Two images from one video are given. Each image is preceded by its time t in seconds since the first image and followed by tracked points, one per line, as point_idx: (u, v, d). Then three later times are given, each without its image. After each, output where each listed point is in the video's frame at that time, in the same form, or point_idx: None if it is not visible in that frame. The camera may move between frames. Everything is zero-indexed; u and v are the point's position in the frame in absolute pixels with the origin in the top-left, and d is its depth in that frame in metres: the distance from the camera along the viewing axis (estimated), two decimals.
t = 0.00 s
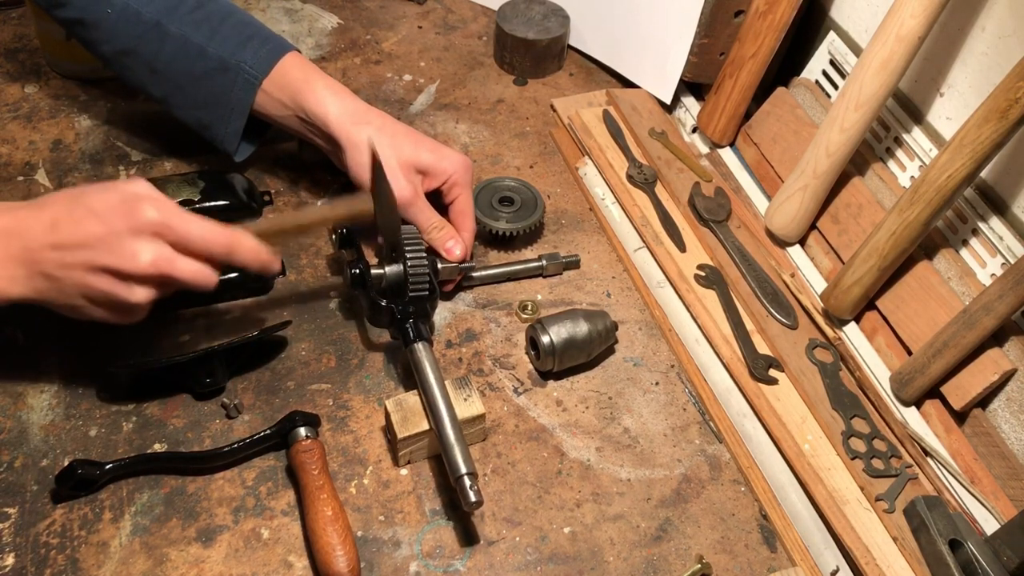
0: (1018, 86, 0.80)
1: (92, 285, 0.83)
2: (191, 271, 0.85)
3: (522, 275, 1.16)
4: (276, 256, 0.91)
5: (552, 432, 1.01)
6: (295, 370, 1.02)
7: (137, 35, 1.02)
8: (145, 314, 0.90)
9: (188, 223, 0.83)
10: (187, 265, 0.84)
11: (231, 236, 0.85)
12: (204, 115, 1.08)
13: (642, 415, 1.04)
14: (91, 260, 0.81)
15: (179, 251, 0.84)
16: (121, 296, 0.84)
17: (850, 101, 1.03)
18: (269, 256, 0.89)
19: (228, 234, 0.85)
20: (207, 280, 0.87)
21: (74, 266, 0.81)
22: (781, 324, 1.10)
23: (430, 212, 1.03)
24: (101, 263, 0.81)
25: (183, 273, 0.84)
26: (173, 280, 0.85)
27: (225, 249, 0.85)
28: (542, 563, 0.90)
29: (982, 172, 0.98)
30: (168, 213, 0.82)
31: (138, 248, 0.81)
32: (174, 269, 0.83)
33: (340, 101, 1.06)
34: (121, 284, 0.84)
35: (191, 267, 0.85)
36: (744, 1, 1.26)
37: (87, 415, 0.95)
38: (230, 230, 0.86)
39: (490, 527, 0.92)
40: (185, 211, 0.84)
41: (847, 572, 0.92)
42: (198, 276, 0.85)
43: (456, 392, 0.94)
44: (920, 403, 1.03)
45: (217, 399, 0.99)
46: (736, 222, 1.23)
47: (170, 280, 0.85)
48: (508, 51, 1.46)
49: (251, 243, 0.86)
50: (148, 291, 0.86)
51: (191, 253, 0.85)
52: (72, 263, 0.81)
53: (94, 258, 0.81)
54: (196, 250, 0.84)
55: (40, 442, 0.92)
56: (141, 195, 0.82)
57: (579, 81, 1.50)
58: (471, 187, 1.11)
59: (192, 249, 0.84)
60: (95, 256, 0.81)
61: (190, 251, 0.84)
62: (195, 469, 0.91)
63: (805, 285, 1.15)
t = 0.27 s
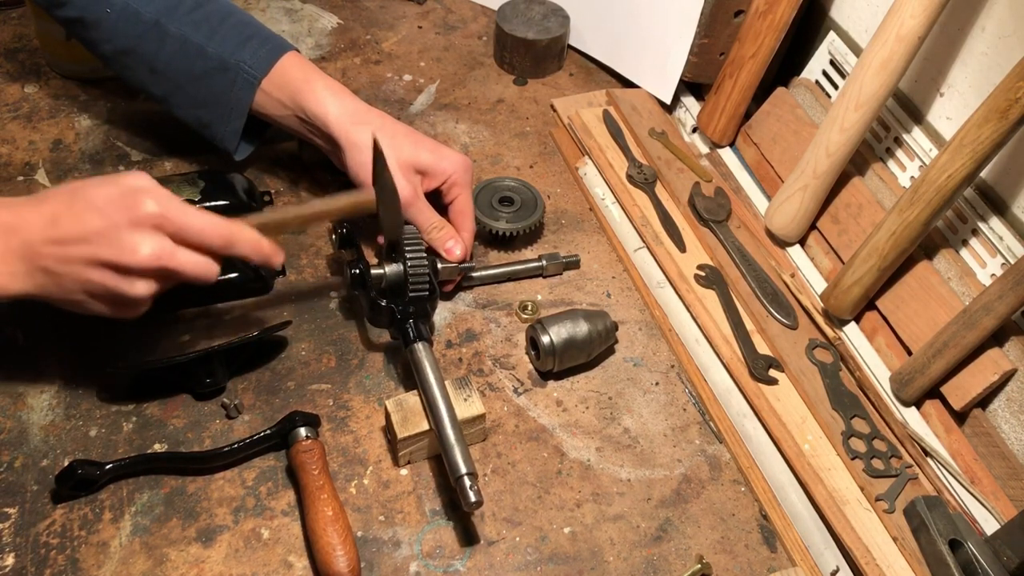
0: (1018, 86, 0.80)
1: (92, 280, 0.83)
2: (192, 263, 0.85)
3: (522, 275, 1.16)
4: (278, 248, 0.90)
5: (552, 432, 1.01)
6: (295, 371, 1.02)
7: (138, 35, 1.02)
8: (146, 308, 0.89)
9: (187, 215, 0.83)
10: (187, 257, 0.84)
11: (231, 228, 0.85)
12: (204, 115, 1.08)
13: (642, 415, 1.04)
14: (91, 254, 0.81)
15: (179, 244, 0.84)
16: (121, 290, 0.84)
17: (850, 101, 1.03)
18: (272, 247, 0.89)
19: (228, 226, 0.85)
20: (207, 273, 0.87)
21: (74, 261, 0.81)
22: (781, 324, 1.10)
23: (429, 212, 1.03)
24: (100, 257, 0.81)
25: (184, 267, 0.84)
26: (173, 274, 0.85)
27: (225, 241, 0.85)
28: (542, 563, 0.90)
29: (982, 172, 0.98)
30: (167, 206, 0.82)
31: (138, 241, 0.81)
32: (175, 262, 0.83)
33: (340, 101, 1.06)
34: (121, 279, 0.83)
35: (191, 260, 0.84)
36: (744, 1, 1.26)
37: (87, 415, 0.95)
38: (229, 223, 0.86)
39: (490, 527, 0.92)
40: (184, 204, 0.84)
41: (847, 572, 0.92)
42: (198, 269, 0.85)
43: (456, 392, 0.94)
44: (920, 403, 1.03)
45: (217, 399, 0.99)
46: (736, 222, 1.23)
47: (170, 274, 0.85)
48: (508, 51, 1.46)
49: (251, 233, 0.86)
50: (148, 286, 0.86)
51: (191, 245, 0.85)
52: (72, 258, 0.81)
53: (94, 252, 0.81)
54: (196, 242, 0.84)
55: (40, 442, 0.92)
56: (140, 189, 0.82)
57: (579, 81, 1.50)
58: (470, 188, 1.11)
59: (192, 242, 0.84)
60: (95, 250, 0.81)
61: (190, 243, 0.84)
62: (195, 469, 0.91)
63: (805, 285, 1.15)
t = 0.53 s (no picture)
0: (1018, 86, 0.80)
1: (86, 282, 0.83)
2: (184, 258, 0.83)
3: (522, 275, 1.16)
4: (270, 232, 0.89)
5: (552, 431, 1.01)
6: (295, 370, 1.02)
7: (136, 36, 1.03)
8: (145, 308, 0.88)
9: (172, 208, 0.82)
10: (178, 251, 0.82)
11: (216, 217, 0.84)
12: (204, 115, 1.08)
13: (642, 415, 1.04)
14: (82, 255, 0.81)
15: (169, 239, 0.83)
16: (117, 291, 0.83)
17: (850, 101, 1.03)
18: (263, 232, 0.87)
19: (214, 215, 0.84)
20: (201, 266, 0.85)
21: (67, 264, 0.82)
22: (781, 324, 1.10)
23: (429, 213, 1.03)
24: (92, 257, 0.81)
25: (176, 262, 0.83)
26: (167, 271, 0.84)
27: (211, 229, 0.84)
28: (542, 563, 0.90)
29: (982, 172, 0.98)
30: (152, 201, 0.81)
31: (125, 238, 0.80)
32: (166, 257, 0.82)
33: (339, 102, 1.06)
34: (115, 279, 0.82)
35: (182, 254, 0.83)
36: (744, 1, 1.26)
37: (87, 415, 0.95)
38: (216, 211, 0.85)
39: (490, 527, 0.92)
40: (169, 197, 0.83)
41: (847, 572, 0.92)
42: (191, 262, 0.84)
43: (456, 392, 0.94)
44: (920, 403, 1.03)
45: (217, 399, 0.99)
46: (736, 222, 1.23)
47: (164, 271, 0.84)
48: (508, 51, 1.46)
49: (239, 220, 0.85)
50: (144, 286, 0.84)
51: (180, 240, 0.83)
52: (65, 261, 0.82)
53: (84, 253, 0.81)
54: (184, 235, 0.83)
55: (40, 442, 0.92)
56: (123, 186, 0.82)
57: (579, 81, 1.50)
58: (470, 188, 1.11)
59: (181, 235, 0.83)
60: (85, 250, 0.81)
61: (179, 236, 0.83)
62: (195, 469, 0.91)
63: (805, 285, 1.15)
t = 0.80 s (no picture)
0: (1018, 86, 0.80)
1: (88, 276, 0.83)
2: (189, 262, 0.85)
3: (522, 275, 1.16)
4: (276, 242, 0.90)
5: (552, 431, 1.01)
6: (295, 370, 1.02)
7: (136, 37, 1.03)
8: (142, 305, 0.90)
9: (184, 213, 0.83)
10: (185, 255, 0.85)
11: (227, 224, 0.85)
12: (204, 115, 1.08)
13: (642, 415, 1.04)
14: (88, 252, 0.81)
15: (176, 241, 0.85)
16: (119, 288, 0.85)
17: (850, 101, 1.03)
18: (269, 241, 0.89)
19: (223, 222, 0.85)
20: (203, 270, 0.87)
21: (70, 259, 0.81)
22: (781, 324, 1.10)
23: (429, 213, 1.03)
24: (98, 255, 0.81)
25: (181, 265, 0.85)
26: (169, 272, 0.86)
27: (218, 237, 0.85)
28: (542, 563, 0.90)
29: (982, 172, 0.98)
30: (165, 204, 0.83)
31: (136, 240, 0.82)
32: (173, 260, 0.84)
33: (339, 102, 1.06)
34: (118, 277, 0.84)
35: (188, 258, 0.85)
36: (744, 1, 1.26)
37: (87, 415, 0.95)
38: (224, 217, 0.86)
39: (490, 527, 0.92)
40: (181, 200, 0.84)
41: (847, 572, 0.92)
42: (196, 266, 0.86)
43: (456, 392, 0.94)
44: (920, 403, 1.03)
45: (217, 399, 0.99)
46: (736, 222, 1.23)
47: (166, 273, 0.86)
48: (508, 51, 1.46)
49: (245, 228, 0.86)
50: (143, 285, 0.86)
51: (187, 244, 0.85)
52: (67, 255, 0.81)
53: (91, 251, 0.81)
54: (192, 239, 0.84)
55: (40, 442, 0.92)
56: (136, 185, 0.82)
57: (579, 81, 1.50)
58: (470, 189, 1.11)
59: (190, 239, 0.84)
60: (92, 248, 0.81)
61: (187, 240, 0.84)
62: (195, 469, 0.91)
63: (805, 285, 1.15)
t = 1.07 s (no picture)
0: (1017, 86, 0.80)
1: (94, 298, 0.83)
2: (193, 287, 0.86)
3: (522, 275, 1.16)
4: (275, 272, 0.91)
5: (552, 432, 1.01)
6: (295, 370, 1.02)
7: (136, 36, 1.03)
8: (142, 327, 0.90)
9: (192, 240, 0.83)
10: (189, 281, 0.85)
11: (233, 250, 0.85)
12: (203, 114, 1.08)
13: (642, 415, 1.04)
14: (97, 275, 0.81)
15: (182, 267, 0.85)
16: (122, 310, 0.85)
17: (850, 101, 1.03)
18: (269, 270, 0.90)
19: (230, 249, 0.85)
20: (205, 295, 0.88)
21: (78, 281, 0.82)
22: (781, 324, 1.10)
23: (429, 213, 1.03)
24: (106, 278, 0.81)
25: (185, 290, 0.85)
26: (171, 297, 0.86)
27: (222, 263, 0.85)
28: (542, 563, 0.90)
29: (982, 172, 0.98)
30: (175, 230, 0.83)
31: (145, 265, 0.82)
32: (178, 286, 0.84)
33: (339, 102, 1.06)
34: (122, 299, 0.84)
35: (192, 283, 0.86)
36: (744, 1, 1.26)
37: (87, 415, 0.95)
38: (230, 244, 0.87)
39: (490, 527, 0.92)
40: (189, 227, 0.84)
41: (847, 572, 0.92)
42: (198, 291, 0.86)
43: (456, 392, 0.94)
44: (920, 403, 1.03)
45: (217, 399, 0.99)
46: (736, 222, 1.23)
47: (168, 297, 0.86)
48: (508, 51, 1.46)
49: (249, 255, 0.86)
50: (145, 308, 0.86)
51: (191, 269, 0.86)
52: (76, 276, 0.81)
53: (100, 273, 0.81)
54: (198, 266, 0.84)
55: (40, 442, 0.92)
56: (147, 212, 0.83)
57: (579, 81, 1.50)
58: (470, 189, 1.11)
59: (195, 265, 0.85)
60: (102, 271, 0.81)
61: (193, 267, 0.85)
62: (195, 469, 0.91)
63: (805, 285, 1.15)
